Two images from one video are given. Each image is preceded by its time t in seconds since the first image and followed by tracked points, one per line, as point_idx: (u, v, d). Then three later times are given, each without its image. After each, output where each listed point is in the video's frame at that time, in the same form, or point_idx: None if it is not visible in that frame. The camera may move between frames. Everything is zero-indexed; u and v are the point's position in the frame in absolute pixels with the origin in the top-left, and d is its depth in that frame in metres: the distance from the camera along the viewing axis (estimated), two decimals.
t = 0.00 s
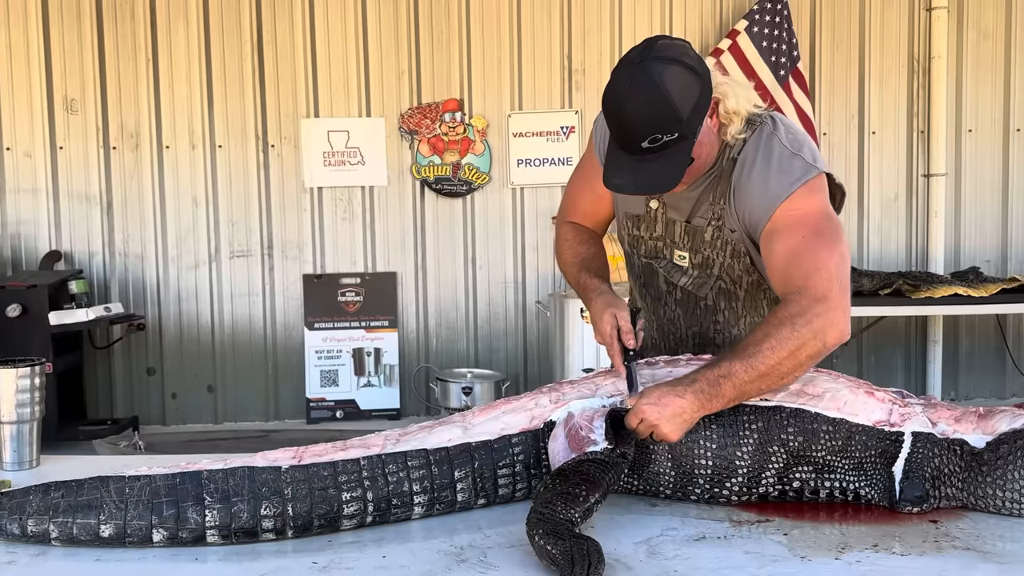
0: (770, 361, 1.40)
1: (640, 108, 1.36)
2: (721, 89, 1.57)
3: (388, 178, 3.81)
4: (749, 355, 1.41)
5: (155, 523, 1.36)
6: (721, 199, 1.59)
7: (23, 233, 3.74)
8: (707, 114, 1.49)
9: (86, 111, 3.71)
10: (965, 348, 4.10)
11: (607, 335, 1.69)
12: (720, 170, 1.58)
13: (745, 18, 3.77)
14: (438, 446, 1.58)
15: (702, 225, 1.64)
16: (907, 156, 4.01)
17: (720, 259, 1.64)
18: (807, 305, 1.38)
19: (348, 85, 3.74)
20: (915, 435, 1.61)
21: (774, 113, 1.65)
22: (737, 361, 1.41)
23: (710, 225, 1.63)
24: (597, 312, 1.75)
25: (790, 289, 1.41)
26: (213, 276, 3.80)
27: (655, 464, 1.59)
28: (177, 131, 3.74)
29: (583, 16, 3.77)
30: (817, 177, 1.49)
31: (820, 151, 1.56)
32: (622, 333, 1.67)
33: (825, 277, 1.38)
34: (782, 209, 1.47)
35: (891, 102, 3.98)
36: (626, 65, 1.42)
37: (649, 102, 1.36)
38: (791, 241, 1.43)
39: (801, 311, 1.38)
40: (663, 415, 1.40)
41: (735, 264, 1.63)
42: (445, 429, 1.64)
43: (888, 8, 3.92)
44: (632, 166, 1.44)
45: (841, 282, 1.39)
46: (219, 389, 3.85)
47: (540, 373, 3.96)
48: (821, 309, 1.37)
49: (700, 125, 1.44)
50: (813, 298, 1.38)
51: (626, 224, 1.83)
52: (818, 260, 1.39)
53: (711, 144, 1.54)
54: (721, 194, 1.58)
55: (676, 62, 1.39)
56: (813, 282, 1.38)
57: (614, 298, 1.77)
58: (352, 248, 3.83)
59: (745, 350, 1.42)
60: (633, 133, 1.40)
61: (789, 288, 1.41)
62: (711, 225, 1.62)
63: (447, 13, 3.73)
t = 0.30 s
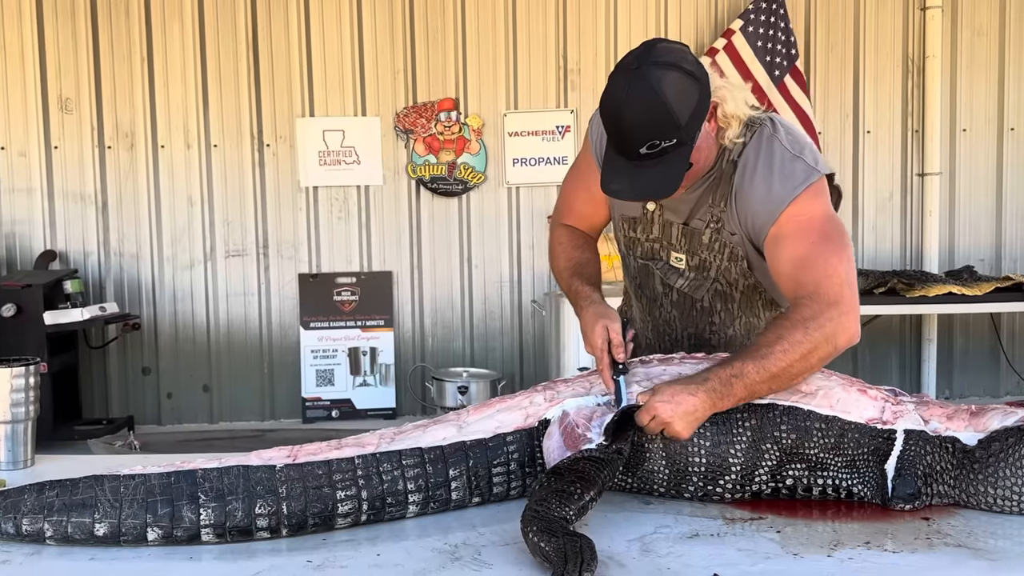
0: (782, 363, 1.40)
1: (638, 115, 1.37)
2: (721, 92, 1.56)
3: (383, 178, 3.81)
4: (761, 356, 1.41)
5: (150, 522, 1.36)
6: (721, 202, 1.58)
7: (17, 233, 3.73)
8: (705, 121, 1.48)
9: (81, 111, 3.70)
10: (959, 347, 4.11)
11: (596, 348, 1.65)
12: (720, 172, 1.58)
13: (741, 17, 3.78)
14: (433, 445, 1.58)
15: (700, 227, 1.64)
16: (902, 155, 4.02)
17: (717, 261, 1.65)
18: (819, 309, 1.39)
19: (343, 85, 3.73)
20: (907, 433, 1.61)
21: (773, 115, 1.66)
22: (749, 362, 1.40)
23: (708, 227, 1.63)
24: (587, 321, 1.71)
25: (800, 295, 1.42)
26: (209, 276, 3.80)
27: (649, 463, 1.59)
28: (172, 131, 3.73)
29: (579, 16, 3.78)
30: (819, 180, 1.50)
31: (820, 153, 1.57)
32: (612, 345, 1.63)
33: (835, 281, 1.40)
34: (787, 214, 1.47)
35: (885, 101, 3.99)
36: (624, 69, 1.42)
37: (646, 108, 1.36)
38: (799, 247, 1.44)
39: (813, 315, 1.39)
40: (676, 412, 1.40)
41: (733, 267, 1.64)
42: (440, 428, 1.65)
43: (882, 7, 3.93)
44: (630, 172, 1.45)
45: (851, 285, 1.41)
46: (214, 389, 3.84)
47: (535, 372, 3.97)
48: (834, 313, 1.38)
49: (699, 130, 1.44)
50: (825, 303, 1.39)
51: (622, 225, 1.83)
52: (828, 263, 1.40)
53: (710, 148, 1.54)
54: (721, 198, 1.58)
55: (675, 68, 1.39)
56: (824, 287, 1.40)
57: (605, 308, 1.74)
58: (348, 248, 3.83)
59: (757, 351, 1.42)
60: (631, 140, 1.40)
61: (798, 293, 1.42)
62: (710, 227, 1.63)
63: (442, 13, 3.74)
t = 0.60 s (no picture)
0: (778, 371, 1.44)
1: (645, 118, 1.37)
2: (727, 96, 1.56)
3: (380, 176, 3.81)
4: (761, 361, 1.44)
5: (146, 518, 1.37)
6: (722, 204, 1.59)
7: (13, 231, 3.73)
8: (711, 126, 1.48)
9: (76, 109, 3.70)
10: (954, 344, 4.13)
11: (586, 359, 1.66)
12: (723, 175, 1.59)
13: (736, 16, 3.79)
14: (429, 442, 1.59)
15: (701, 227, 1.64)
16: (897, 153, 4.03)
17: (717, 262, 1.66)
18: (820, 318, 1.39)
19: (339, 83, 3.73)
20: (901, 429, 1.63)
21: (778, 120, 1.65)
22: (748, 367, 1.44)
23: (709, 228, 1.63)
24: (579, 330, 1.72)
25: (801, 303, 1.42)
26: (205, 274, 3.79)
27: (645, 459, 1.59)
28: (168, 129, 3.73)
29: (575, 15, 3.78)
30: (824, 186, 1.49)
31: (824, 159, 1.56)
32: (604, 354, 1.63)
33: (836, 290, 1.40)
34: (790, 220, 1.46)
35: (881, 99, 4.00)
36: (633, 70, 1.41)
37: (654, 113, 1.36)
38: (801, 254, 1.44)
39: (813, 324, 1.40)
40: (676, 413, 1.46)
41: (732, 268, 1.65)
42: (436, 424, 1.66)
43: (878, 5, 3.94)
44: (635, 174, 1.46)
45: (852, 293, 1.41)
46: (211, 387, 3.84)
47: (532, 370, 3.97)
48: (834, 322, 1.39)
49: (706, 134, 1.44)
50: (826, 312, 1.40)
51: (622, 222, 1.84)
52: (829, 272, 1.41)
53: (715, 152, 1.54)
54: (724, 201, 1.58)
55: (684, 72, 1.38)
56: (825, 295, 1.40)
57: (596, 316, 1.73)
58: (344, 246, 3.83)
59: (755, 355, 1.46)
60: (637, 143, 1.41)
61: (800, 301, 1.42)
62: (710, 228, 1.63)
63: (438, 11, 3.73)
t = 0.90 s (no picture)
0: (775, 372, 1.44)
1: (646, 116, 1.37)
2: (729, 95, 1.55)
3: (377, 172, 3.80)
4: (759, 363, 1.44)
5: (143, 515, 1.36)
6: (722, 203, 1.58)
7: (8, 228, 3.72)
8: (711, 127, 1.47)
9: (73, 106, 3.68)
10: (950, 341, 4.14)
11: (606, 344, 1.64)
12: (723, 172, 1.58)
13: (733, 13, 3.78)
14: (426, 439, 1.59)
15: (701, 226, 1.64)
16: (894, 151, 4.04)
17: (716, 260, 1.66)
18: (817, 319, 1.40)
19: (337, 81, 3.72)
20: (899, 426, 1.63)
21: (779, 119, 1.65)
22: (746, 369, 1.44)
23: (709, 226, 1.63)
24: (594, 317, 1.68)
25: (799, 303, 1.42)
26: (202, 270, 3.79)
27: (643, 456, 1.60)
28: (165, 125, 3.72)
29: (572, 12, 3.78)
30: (823, 187, 1.49)
31: (824, 158, 1.56)
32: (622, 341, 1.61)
33: (833, 291, 1.40)
34: (788, 220, 1.46)
35: (878, 96, 4.01)
36: (635, 67, 1.41)
37: (655, 110, 1.36)
38: (799, 255, 1.44)
39: (810, 325, 1.40)
40: (674, 417, 1.44)
41: (732, 266, 1.65)
42: (433, 421, 1.66)
43: (875, 2, 3.94)
44: (635, 172, 1.45)
45: (850, 294, 1.41)
46: (208, 384, 3.84)
47: (529, 367, 3.98)
48: (831, 323, 1.39)
49: (707, 132, 1.44)
50: (823, 312, 1.40)
51: (621, 219, 1.83)
52: (827, 272, 1.41)
53: (715, 150, 1.53)
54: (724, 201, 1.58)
55: (686, 70, 1.38)
56: (822, 296, 1.40)
57: (611, 302, 1.70)
58: (341, 243, 3.83)
59: (754, 356, 1.45)
60: (637, 140, 1.41)
61: (797, 302, 1.43)
62: (710, 226, 1.63)
63: (436, 8, 3.73)
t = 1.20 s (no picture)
0: (792, 363, 1.42)
1: (640, 107, 1.36)
2: (724, 87, 1.54)
3: (375, 169, 3.79)
4: (775, 354, 1.42)
5: (143, 510, 1.36)
6: (719, 197, 1.58)
7: (6, 224, 3.70)
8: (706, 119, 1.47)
9: (70, 102, 3.67)
10: (949, 338, 4.14)
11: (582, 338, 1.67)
12: (721, 166, 1.58)
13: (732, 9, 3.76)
14: (427, 434, 1.59)
15: (696, 222, 1.65)
16: (893, 148, 4.04)
17: (712, 257, 1.66)
18: (830, 309, 1.40)
19: (335, 77, 3.71)
20: (900, 421, 1.63)
21: (775, 112, 1.66)
22: (762, 361, 1.42)
23: (705, 222, 1.63)
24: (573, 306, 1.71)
25: (810, 295, 1.43)
26: (200, 267, 3.78)
27: (645, 451, 1.60)
28: (163, 121, 3.70)
29: (571, 9, 3.77)
30: (822, 176, 1.50)
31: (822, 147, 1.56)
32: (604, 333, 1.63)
33: (843, 279, 1.41)
34: (791, 213, 1.47)
35: (877, 93, 4.00)
36: (629, 59, 1.41)
37: (648, 102, 1.36)
38: (806, 246, 1.44)
39: (824, 315, 1.40)
40: (688, 405, 1.45)
41: (727, 262, 1.65)
42: (435, 416, 1.66)
43: None
44: (629, 164, 1.45)
45: (858, 281, 1.42)
46: (206, 380, 3.83)
47: (528, 364, 3.97)
48: (844, 312, 1.40)
49: (701, 125, 1.44)
50: (835, 302, 1.40)
51: (617, 217, 1.84)
52: (836, 261, 1.42)
53: (710, 143, 1.52)
54: (722, 194, 1.58)
55: (680, 61, 1.38)
56: (833, 285, 1.41)
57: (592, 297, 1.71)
58: (339, 240, 3.82)
59: (769, 349, 1.43)
60: (631, 132, 1.40)
61: (808, 295, 1.43)
62: (706, 222, 1.63)
63: (434, 4, 3.72)
